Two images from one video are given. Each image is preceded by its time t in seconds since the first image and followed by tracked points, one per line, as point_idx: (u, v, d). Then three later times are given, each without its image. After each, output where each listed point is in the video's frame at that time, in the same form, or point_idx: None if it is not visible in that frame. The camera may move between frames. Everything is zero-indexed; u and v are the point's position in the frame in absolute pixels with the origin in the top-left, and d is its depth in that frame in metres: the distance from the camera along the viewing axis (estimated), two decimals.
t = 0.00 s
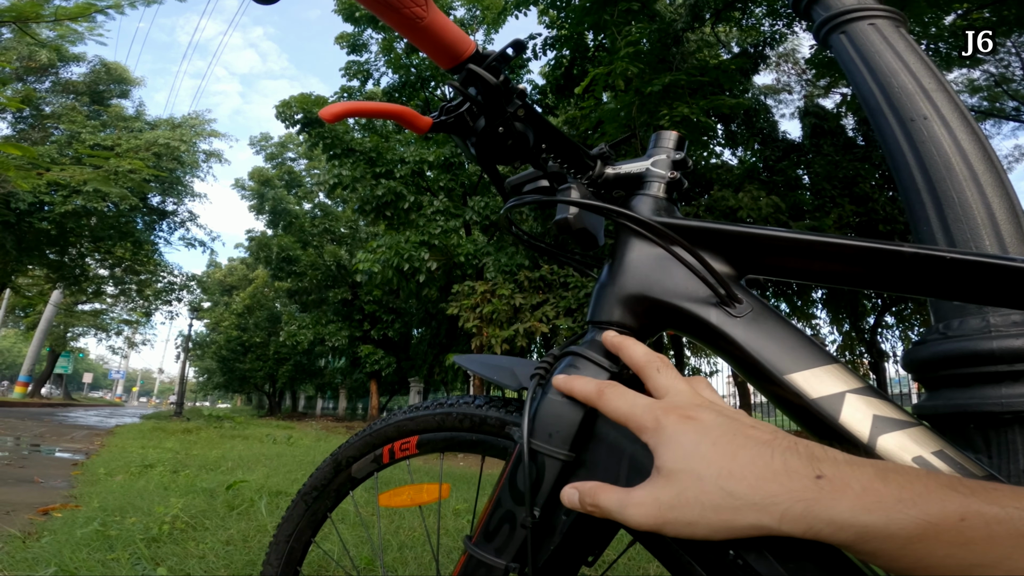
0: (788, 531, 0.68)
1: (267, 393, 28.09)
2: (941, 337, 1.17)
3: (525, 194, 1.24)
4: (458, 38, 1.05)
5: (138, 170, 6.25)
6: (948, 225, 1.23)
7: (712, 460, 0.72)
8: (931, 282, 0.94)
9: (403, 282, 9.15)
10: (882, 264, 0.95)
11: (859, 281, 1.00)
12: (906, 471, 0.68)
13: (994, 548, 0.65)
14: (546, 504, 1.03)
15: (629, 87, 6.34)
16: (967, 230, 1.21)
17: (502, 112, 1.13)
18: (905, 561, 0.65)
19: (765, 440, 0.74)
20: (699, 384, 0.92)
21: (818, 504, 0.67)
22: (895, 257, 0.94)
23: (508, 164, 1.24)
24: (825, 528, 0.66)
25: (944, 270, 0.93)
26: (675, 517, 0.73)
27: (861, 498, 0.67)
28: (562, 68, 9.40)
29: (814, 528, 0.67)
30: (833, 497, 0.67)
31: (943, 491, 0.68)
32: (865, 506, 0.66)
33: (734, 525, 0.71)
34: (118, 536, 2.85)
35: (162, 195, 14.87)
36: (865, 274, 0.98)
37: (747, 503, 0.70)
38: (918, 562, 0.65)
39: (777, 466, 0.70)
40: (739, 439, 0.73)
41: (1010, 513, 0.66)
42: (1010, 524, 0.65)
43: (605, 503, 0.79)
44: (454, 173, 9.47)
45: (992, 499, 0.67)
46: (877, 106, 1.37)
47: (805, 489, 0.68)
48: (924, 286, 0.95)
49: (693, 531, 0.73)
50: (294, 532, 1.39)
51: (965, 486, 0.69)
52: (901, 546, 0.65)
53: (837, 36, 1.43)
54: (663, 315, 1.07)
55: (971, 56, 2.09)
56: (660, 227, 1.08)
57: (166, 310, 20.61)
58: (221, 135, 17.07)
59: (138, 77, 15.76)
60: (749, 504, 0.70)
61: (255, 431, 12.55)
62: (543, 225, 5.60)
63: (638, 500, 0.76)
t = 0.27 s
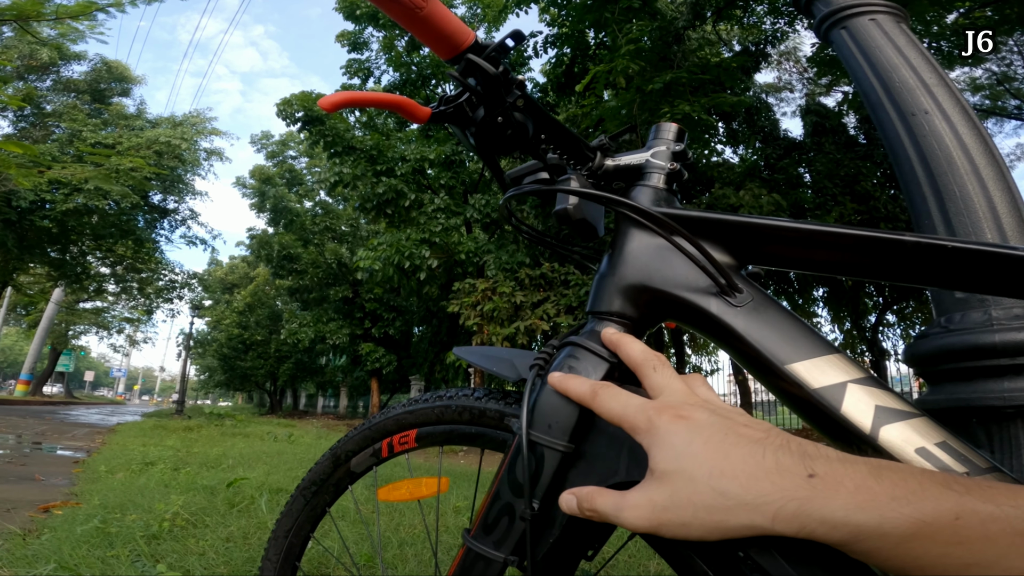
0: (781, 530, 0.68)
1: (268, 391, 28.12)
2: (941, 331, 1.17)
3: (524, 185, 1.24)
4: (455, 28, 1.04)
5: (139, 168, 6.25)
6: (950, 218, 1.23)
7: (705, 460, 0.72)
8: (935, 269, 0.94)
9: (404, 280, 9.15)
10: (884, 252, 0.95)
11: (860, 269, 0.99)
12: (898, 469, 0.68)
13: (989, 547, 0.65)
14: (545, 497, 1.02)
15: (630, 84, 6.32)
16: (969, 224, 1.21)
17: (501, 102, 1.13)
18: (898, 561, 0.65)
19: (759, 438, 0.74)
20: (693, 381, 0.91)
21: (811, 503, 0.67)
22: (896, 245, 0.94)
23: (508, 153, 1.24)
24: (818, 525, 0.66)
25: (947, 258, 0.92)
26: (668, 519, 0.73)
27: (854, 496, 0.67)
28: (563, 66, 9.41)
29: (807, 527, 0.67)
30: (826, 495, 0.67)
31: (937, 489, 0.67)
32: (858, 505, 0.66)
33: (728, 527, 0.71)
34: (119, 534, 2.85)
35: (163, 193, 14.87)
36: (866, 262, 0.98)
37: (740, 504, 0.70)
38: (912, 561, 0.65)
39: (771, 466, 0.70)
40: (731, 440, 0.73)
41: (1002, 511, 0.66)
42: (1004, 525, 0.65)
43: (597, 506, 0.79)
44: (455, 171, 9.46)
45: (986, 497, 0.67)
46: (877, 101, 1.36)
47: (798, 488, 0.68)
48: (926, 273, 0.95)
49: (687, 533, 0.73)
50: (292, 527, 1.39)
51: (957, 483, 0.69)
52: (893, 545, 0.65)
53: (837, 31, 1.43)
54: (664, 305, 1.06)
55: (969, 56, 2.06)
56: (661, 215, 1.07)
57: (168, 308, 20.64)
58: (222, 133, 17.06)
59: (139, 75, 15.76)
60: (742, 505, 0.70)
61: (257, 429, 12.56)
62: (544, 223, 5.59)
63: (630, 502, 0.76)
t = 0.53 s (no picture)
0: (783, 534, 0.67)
1: (269, 390, 28.17)
2: (945, 329, 1.16)
3: (521, 180, 1.24)
4: (454, 22, 1.04)
5: (140, 167, 6.25)
6: (952, 215, 1.23)
7: (705, 463, 0.72)
8: (938, 264, 0.93)
9: (405, 278, 9.15)
10: (887, 248, 0.94)
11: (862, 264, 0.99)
12: (902, 471, 0.67)
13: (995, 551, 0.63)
14: (544, 496, 1.02)
15: (631, 83, 6.30)
16: (972, 221, 1.20)
17: (499, 97, 1.13)
18: (901, 565, 0.65)
19: (758, 440, 0.74)
20: (694, 379, 0.91)
21: (813, 506, 0.66)
22: (900, 241, 0.93)
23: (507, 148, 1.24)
24: (820, 528, 0.66)
25: (951, 253, 0.91)
26: (667, 522, 0.73)
27: (857, 499, 0.66)
28: (564, 65, 9.39)
29: (808, 529, 0.67)
30: (829, 498, 0.67)
31: (941, 492, 0.67)
32: (861, 508, 0.65)
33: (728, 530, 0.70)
34: (119, 532, 2.85)
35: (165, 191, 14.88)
36: (869, 257, 0.97)
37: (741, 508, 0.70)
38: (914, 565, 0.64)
39: (772, 469, 0.70)
40: (732, 443, 0.73)
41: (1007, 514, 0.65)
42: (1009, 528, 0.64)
43: (597, 508, 0.79)
44: (456, 169, 9.46)
45: (991, 500, 0.66)
46: (880, 98, 1.36)
47: (800, 490, 0.68)
48: (929, 268, 0.94)
49: (686, 536, 0.72)
50: (290, 526, 1.38)
51: (963, 486, 0.68)
52: (895, 549, 0.64)
53: (840, 28, 1.42)
54: (664, 301, 1.06)
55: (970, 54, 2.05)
56: (661, 212, 1.07)
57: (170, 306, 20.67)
58: (223, 132, 17.06)
59: (140, 74, 15.77)
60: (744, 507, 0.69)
61: (258, 427, 12.60)
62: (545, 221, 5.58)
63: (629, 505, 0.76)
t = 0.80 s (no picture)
0: (779, 536, 0.67)
1: (270, 388, 28.21)
2: (946, 327, 1.16)
3: (519, 176, 1.25)
4: (451, 18, 1.03)
5: (141, 166, 6.25)
6: (953, 213, 1.22)
7: (701, 464, 0.72)
8: (937, 261, 0.93)
9: (405, 277, 9.15)
10: (886, 245, 0.93)
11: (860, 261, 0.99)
12: (898, 474, 0.67)
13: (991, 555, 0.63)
14: (540, 494, 1.02)
15: (631, 81, 6.30)
16: (973, 219, 1.20)
17: (496, 94, 1.12)
18: (897, 567, 0.64)
19: (756, 441, 0.74)
20: (692, 379, 0.91)
21: (809, 508, 0.66)
22: (900, 238, 0.93)
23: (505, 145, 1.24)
24: (816, 531, 0.66)
25: (951, 251, 0.90)
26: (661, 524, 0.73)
27: (853, 502, 0.66)
28: (565, 63, 9.38)
29: (804, 532, 0.66)
30: (827, 500, 0.66)
31: (940, 495, 0.66)
32: (857, 511, 0.65)
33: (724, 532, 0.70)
34: (118, 531, 2.85)
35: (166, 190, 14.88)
36: (868, 255, 0.97)
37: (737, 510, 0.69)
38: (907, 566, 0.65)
39: (767, 469, 0.70)
40: (723, 449, 0.72)
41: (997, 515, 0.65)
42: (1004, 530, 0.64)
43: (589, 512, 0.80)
44: (457, 168, 9.47)
45: (990, 503, 0.66)
46: (881, 96, 1.35)
47: (798, 493, 0.67)
48: (929, 265, 0.94)
49: (682, 538, 0.72)
50: (289, 524, 1.39)
51: (961, 489, 0.67)
52: (894, 551, 0.64)
53: (841, 26, 1.42)
54: (662, 299, 1.06)
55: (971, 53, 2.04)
56: (659, 209, 1.07)
57: (171, 305, 20.69)
58: (224, 130, 17.08)
59: (141, 73, 15.81)
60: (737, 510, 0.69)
61: (259, 425, 12.62)
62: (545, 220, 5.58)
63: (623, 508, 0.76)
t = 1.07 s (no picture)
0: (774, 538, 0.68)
1: (271, 387, 28.24)
2: (945, 327, 1.16)
3: (518, 176, 1.25)
4: (449, 18, 1.03)
5: (142, 165, 6.25)
6: (953, 213, 1.23)
7: (696, 466, 0.72)
8: (934, 263, 0.93)
9: (406, 276, 9.16)
10: (884, 246, 0.93)
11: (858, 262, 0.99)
12: (895, 475, 0.68)
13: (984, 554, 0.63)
14: (537, 495, 1.02)
15: (632, 80, 6.30)
16: (972, 219, 1.20)
17: (494, 94, 1.13)
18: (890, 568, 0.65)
19: (751, 442, 0.74)
20: (688, 379, 0.92)
21: (804, 510, 0.67)
22: (897, 240, 0.93)
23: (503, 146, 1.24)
24: (810, 532, 0.66)
25: (949, 252, 0.91)
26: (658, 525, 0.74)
27: (850, 502, 0.66)
28: (566, 62, 9.37)
29: (799, 532, 0.67)
30: (822, 502, 0.67)
31: (933, 495, 0.66)
32: (852, 512, 0.66)
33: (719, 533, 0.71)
34: (120, 530, 2.86)
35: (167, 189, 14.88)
36: (866, 256, 0.97)
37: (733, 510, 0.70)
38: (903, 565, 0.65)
39: (763, 471, 0.70)
40: (719, 450, 0.73)
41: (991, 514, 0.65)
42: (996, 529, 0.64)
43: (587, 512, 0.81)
44: (458, 167, 9.47)
45: (983, 504, 0.66)
46: (881, 96, 1.35)
47: (794, 495, 0.68)
48: (927, 266, 0.94)
49: (678, 539, 0.73)
50: (289, 523, 1.39)
51: (954, 489, 0.68)
52: (891, 551, 0.64)
53: (841, 26, 1.42)
54: (659, 300, 1.06)
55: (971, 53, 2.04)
56: (657, 210, 1.07)
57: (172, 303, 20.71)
58: (225, 129, 17.09)
59: (142, 72, 15.84)
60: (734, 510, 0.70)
61: (260, 424, 12.64)
62: (546, 219, 5.59)
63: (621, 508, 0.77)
